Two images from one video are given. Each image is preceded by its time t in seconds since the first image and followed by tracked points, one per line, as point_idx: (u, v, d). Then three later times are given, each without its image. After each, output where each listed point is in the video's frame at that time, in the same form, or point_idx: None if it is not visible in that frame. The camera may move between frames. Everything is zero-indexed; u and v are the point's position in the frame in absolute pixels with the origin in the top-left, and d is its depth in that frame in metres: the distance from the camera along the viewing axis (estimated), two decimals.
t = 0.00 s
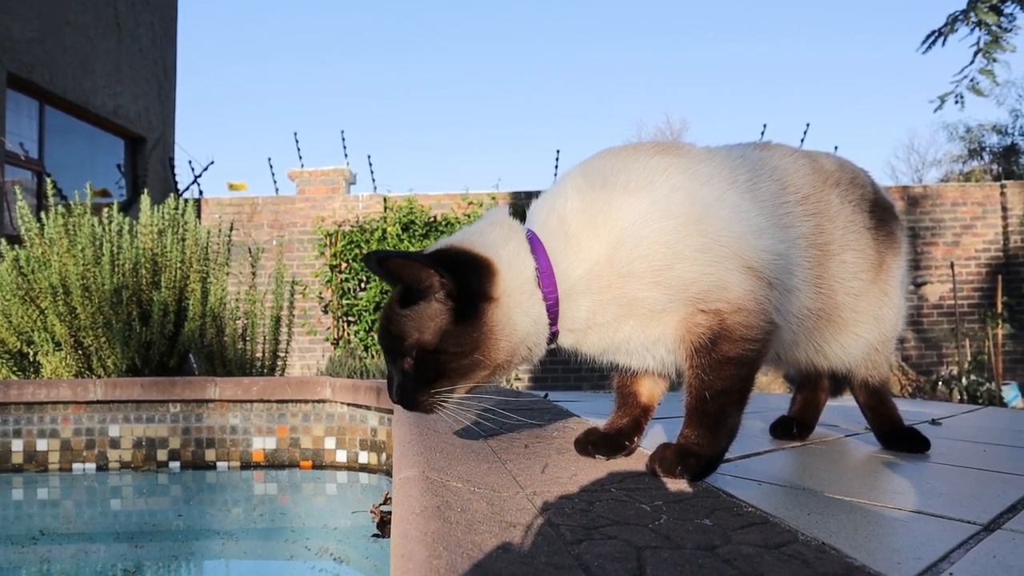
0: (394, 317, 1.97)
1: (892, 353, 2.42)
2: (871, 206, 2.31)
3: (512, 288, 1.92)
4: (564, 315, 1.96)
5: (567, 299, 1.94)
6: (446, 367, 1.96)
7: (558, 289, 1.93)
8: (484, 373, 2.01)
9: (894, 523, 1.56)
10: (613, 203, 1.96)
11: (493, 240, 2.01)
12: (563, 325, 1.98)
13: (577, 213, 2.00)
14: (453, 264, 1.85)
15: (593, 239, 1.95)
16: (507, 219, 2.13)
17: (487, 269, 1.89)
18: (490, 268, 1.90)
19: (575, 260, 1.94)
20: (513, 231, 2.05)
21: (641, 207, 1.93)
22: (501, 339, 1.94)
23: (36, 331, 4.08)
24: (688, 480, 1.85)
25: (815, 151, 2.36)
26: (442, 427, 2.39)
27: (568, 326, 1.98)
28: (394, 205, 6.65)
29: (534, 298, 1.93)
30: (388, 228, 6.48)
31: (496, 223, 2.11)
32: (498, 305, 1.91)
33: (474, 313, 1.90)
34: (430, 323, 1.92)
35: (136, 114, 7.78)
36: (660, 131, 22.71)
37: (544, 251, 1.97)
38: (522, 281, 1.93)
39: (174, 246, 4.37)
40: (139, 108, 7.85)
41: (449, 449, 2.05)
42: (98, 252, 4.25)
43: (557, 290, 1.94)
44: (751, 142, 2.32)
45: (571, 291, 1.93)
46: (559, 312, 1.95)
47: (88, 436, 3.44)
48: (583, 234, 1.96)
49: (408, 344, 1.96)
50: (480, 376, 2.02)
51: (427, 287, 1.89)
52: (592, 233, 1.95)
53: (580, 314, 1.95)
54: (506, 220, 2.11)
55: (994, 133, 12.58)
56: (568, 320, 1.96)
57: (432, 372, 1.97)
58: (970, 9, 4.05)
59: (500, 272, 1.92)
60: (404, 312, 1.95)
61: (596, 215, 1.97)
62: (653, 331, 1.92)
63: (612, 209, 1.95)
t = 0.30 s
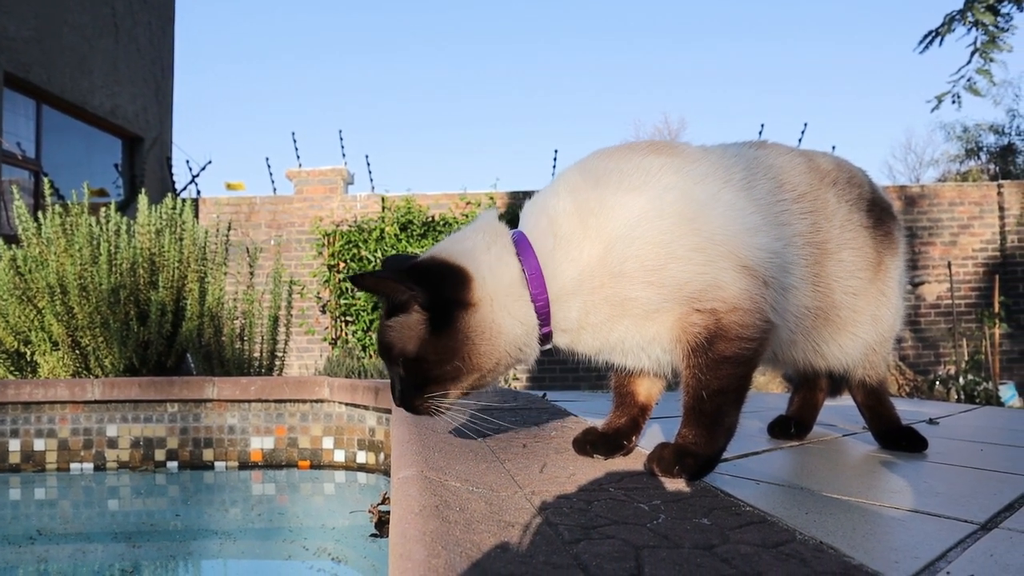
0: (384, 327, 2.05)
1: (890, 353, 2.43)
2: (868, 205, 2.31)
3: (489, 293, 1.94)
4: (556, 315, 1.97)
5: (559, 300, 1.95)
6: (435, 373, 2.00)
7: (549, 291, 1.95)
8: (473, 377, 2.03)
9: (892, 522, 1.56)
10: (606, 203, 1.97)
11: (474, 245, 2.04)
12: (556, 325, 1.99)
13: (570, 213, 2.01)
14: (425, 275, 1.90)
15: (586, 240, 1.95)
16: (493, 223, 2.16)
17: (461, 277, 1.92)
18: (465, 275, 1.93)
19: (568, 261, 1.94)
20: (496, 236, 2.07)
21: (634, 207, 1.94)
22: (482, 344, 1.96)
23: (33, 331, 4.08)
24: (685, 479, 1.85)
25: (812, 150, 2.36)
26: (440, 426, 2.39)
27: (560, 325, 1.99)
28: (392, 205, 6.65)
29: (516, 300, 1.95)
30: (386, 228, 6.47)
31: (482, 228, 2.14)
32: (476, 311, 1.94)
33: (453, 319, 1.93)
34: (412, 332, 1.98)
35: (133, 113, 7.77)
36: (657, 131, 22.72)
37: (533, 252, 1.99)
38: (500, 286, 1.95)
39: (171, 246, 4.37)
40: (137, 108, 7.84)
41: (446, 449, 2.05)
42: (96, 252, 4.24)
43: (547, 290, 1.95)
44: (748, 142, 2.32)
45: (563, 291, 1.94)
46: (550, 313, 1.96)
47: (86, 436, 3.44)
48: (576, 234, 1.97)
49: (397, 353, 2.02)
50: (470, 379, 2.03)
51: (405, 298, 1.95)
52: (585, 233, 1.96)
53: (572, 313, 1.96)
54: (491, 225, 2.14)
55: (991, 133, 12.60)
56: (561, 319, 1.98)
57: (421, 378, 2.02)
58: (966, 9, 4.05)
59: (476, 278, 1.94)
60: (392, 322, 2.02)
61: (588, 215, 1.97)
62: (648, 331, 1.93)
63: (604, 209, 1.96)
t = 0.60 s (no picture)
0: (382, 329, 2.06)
1: (888, 353, 2.43)
2: (866, 205, 2.31)
3: (484, 293, 1.95)
4: (552, 314, 1.97)
5: (554, 300, 1.95)
6: (433, 373, 2.00)
7: (545, 293, 1.95)
8: (472, 377, 2.03)
9: (890, 522, 1.56)
10: (603, 203, 1.97)
11: (468, 247, 2.05)
12: (552, 324, 1.99)
13: (566, 213, 2.01)
14: (418, 277, 1.91)
15: (582, 239, 1.95)
16: (487, 223, 2.17)
17: (454, 278, 1.93)
18: (459, 277, 1.94)
19: (564, 261, 1.94)
20: (490, 237, 2.07)
21: (631, 207, 1.93)
22: (478, 344, 1.96)
23: (31, 329, 4.07)
24: (684, 478, 1.85)
25: (811, 149, 2.36)
26: (438, 425, 2.39)
27: (556, 324, 1.99)
28: (390, 204, 6.64)
29: (510, 300, 1.95)
30: (384, 227, 6.47)
31: (477, 229, 2.15)
32: (471, 312, 1.94)
33: (448, 320, 1.94)
34: (408, 333, 1.98)
35: (131, 112, 7.76)
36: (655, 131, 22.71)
37: (528, 252, 1.99)
38: (494, 286, 1.95)
39: (169, 245, 4.37)
40: (135, 106, 7.83)
41: (444, 448, 2.05)
42: (94, 251, 4.24)
43: (541, 290, 1.95)
44: (746, 142, 2.31)
45: (559, 290, 1.94)
46: (545, 313, 1.96)
47: (84, 435, 3.43)
48: (572, 234, 1.97)
49: (395, 355, 2.03)
50: (468, 378, 2.03)
51: (400, 300, 1.96)
52: (581, 233, 1.96)
53: (568, 313, 1.96)
54: (486, 225, 2.15)
55: (989, 134, 12.60)
56: (557, 318, 1.98)
57: (421, 378, 2.02)
58: (965, 9, 4.05)
59: (471, 279, 1.95)
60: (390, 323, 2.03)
61: (584, 215, 1.97)
62: (645, 331, 1.93)
63: (601, 209, 1.96)
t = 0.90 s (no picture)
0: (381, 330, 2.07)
1: (886, 352, 2.43)
2: (864, 204, 2.31)
3: (482, 293, 1.95)
4: (549, 313, 1.97)
5: (552, 299, 1.95)
6: (432, 373, 2.00)
7: (541, 292, 1.95)
8: (471, 377, 2.03)
9: (888, 521, 1.56)
10: (600, 202, 1.97)
11: (466, 247, 2.05)
12: (550, 323, 1.99)
13: (563, 212, 2.01)
14: (416, 277, 1.91)
15: (579, 239, 1.95)
16: (485, 223, 2.17)
17: (452, 278, 1.93)
18: (456, 277, 1.94)
19: (562, 261, 1.94)
20: (489, 237, 2.08)
21: (628, 206, 1.93)
22: (477, 343, 1.96)
23: (30, 330, 4.07)
24: (682, 478, 1.85)
25: (808, 148, 2.37)
26: (437, 426, 2.39)
27: (554, 324, 1.99)
28: (389, 204, 6.64)
29: (509, 300, 1.95)
30: (383, 227, 6.46)
31: (475, 228, 2.15)
32: (470, 312, 1.94)
33: (447, 320, 1.94)
34: (407, 334, 1.99)
35: (129, 112, 7.75)
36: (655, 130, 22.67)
37: (526, 252, 1.99)
38: (492, 286, 1.95)
39: (167, 245, 4.36)
40: (133, 107, 7.83)
41: (443, 448, 2.05)
42: (92, 251, 4.23)
43: (540, 289, 1.95)
44: (743, 141, 2.31)
45: (556, 290, 1.94)
46: (543, 313, 1.97)
47: (82, 436, 3.43)
48: (570, 234, 1.97)
49: (395, 355, 2.03)
50: (468, 378, 2.03)
51: (399, 300, 1.96)
52: (578, 232, 1.96)
53: (565, 313, 1.96)
54: (484, 225, 2.15)
55: (987, 132, 12.61)
56: (554, 318, 1.98)
57: (420, 378, 2.02)
58: (963, 8, 4.06)
59: (469, 279, 1.95)
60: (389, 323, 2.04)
61: (582, 215, 1.97)
62: (642, 330, 1.93)
63: (598, 209, 1.96)
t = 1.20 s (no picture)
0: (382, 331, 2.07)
1: (885, 351, 2.44)
2: (863, 204, 2.32)
3: (482, 294, 1.95)
4: (548, 314, 1.97)
5: (550, 300, 1.95)
6: (434, 373, 2.00)
7: (540, 293, 1.95)
8: (472, 378, 2.03)
9: (887, 521, 1.56)
10: (599, 203, 1.97)
11: (466, 248, 2.05)
12: (549, 324, 1.99)
13: (562, 212, 2.01)
14: (418, 278, 1.91)
15: (578, 239, 1.95)
16: (485, 223, 2.17)
17: (452, 279, 1.93)
18: (457, 278, 1.94)
19: (560, 261, 1.95)
20: (489, 237, 2.08)
21: (626, 207, 1.94)
22: (477, 344, 1.96)
23: (29, 331, 4.07)
24: (681, 478, 1.85)
25: (807, 148, 2.37)
26: (436, 426, 2.39)
27: (553, 325, 1.99)
28: (388, 205, 6.64)
29: (509, 301, 1.95)
30: (382, 227, 6.46)
31: (475, 229, 2.15)
32: (470, 313, 1.94)
33: (447, 321, 1.94)
34: (409, 335, 1.98)
35: (128, 114, 7.75)
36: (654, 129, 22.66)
37: (525, 253, 1.99)
38: (491, 287, 1.95)
39: (166, 246, 4.36)
40: (132, 108, 7.82)
41: (443, 449, 2.05)
42: (90, 252, 4.23)
43: (539, 290, 1.95)
44: (741, 141, 2.32)
45: (554, 290, 1.94)
46: (542, 313, 1.97)
47: (81, 438, 3.43)
48: (569, 234, 1.97)
49: (396, 356, 2.03)
50: (468, 379, 2.03)
51: (398, 301, 1.96)
52: (576, 233, 1.96)
53: (564, 313, 1.96)
54: (483, 225, 2.15)
55: (986, 131, 12.62)
56: (553, 318, 1.98)
57: (423, 379, 2.02)
58: (960, 7, 4.06)
59: (468, 280, 1.95)
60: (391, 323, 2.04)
61: (581, 215, 1.98)
62: (640, 330, 1.93)
63: (596, 209, 1.96)
